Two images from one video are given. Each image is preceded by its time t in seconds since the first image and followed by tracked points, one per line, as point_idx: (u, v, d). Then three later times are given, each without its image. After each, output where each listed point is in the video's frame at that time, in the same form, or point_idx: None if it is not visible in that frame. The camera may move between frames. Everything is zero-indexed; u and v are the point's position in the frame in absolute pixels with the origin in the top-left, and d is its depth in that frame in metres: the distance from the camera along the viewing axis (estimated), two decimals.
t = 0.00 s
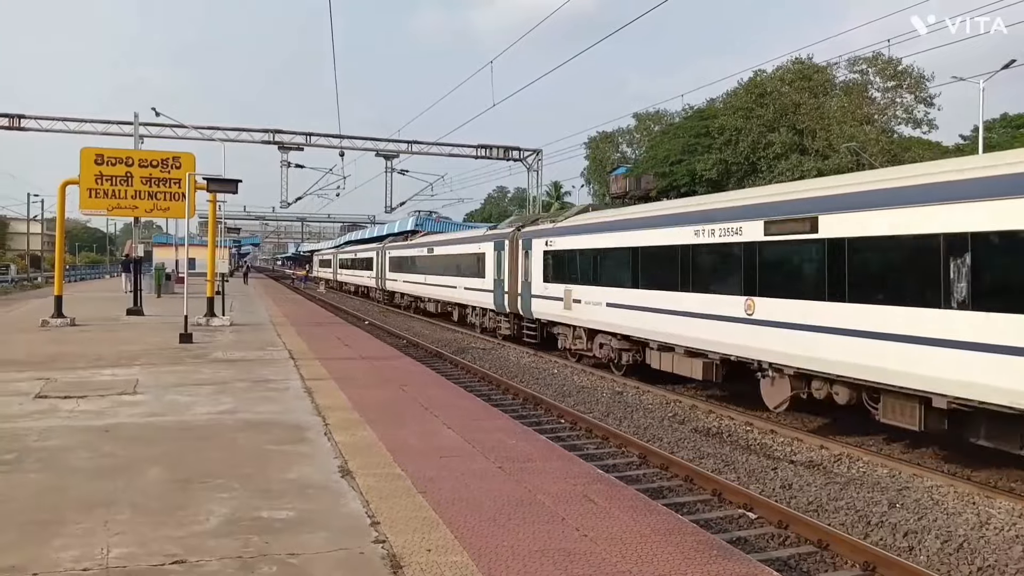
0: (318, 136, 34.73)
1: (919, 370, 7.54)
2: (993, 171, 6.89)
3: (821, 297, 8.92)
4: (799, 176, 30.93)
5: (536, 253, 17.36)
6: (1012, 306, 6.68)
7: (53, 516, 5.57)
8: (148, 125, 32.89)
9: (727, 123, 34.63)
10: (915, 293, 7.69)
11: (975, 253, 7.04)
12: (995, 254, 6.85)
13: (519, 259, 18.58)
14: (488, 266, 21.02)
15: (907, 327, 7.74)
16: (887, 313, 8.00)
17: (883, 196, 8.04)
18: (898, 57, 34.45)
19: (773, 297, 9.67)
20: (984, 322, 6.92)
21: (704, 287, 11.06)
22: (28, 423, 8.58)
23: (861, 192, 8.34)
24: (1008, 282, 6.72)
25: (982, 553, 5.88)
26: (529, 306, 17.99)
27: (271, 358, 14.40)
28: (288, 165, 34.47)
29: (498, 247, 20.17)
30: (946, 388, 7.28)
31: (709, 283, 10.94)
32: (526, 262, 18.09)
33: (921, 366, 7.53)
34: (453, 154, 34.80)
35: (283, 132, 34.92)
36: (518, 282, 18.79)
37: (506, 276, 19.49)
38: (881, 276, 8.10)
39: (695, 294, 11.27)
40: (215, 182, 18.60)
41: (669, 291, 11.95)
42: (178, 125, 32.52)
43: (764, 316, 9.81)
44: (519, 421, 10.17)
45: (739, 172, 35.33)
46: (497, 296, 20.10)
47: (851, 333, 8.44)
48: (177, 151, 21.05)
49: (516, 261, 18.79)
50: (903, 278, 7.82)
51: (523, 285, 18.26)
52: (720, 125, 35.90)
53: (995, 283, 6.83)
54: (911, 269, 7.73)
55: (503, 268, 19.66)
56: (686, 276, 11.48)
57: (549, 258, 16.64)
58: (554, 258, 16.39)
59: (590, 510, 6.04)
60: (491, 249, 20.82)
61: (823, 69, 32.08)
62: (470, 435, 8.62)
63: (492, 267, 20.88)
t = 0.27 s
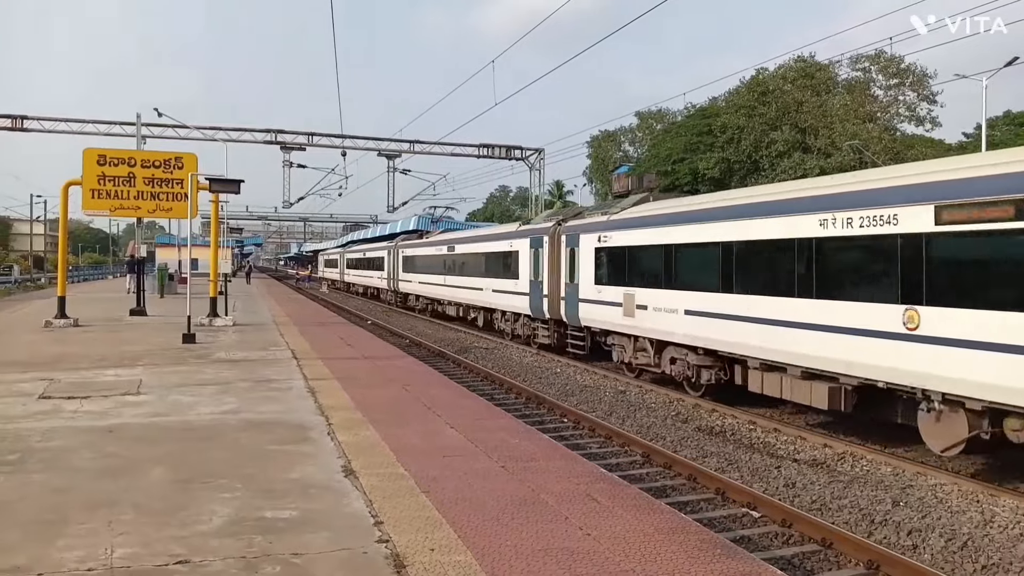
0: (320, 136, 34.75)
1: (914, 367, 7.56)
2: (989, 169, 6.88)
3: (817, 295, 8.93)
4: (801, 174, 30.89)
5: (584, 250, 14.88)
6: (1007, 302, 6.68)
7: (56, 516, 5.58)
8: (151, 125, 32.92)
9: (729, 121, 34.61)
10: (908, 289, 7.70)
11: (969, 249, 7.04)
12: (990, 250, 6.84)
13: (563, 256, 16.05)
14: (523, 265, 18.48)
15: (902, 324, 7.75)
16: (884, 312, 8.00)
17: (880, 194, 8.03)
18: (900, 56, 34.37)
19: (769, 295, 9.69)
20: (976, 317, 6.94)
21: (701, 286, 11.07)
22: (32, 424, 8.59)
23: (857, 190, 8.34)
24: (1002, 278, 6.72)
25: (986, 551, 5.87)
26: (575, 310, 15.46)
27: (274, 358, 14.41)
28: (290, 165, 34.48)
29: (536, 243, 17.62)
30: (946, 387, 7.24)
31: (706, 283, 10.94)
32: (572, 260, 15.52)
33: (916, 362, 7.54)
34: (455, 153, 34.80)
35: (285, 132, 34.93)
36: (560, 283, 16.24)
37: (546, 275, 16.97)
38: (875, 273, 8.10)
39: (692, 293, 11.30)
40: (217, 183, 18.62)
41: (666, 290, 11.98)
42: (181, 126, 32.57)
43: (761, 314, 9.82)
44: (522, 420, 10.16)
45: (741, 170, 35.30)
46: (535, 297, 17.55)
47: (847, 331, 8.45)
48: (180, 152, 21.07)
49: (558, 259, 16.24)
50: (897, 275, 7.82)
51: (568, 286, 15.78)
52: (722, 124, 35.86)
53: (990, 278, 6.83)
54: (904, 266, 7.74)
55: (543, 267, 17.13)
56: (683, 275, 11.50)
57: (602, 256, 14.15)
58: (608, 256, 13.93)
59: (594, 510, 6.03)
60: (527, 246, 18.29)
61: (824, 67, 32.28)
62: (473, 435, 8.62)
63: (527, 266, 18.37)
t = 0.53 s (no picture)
0: (324, 139, 34.82)
1: (917, 369, 7.57)
2: (996, 171, 6.88)
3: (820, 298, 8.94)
4: (805, 176, 30.86)
5: (654, 250, 12.40)
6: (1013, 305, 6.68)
7: (61, 519, 5.59)
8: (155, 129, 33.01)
9: (732, 123, 34.58)
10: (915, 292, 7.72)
11: (976, 251, 7.05)
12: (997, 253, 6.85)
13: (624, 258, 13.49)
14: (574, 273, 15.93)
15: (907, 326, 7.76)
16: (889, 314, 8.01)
17: (886, 197, 8.04)
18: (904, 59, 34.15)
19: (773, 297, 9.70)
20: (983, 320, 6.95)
21: (705, 289, 11.07)
22: (37, 427, 8.62)
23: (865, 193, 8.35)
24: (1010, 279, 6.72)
25: (990, 554, 5.86)
26: (640, 321, 12.88)
27: (278, 361, 14.45)
28: (294, 168, 34.55)
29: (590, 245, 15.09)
30: (953, 389, 7.23)
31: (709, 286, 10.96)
32: (636, 262, 13.04)
33: (920, 365, 7.55)
34: (458, 156, 34.83)
35: (289, 135, 35.00)
36: (620, 291, 13.69)
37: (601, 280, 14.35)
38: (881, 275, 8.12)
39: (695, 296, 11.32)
40: (221, 186, 18.66)
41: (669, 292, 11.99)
42: (185, 130, 32.66)
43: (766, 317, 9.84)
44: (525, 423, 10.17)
45: (745, 172, 35.27)
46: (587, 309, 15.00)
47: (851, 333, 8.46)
48: (184, 155, 21.12)
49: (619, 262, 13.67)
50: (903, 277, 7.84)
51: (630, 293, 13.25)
52: (726, 126, 35.85)
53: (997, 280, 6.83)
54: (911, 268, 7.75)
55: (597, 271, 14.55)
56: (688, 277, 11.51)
57: (680, 256, 11.70)
58: (687, 257, 11.52)
59: (597, 513, 6.03)
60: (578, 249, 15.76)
61: (828, 68, 31.84)
62: (477, 438, 8.63)
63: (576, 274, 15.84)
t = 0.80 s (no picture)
0: (324, 139, 34.81)
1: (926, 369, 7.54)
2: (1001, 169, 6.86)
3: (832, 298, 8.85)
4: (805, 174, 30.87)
5: (757, 240, 10.09)
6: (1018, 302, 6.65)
7: (62, 519, 5.59)
8: (155, 129, 33.00)
9: (733, 122, 34.55)
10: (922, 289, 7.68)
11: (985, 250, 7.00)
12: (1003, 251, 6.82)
13: (708, 254, 11.15)
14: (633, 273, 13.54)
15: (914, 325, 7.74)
16: (892, 312, 8.02)
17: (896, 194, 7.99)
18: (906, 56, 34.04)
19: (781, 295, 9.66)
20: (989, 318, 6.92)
21: (713, 287, 11.01)
22: (37, 427, 8.61)
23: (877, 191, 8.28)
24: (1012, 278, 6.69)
25: (992, 552, 5.85)
26: (646, 320, 12.93)
27: (278, 360, 14.44)
28: (294, 167, 34.53)
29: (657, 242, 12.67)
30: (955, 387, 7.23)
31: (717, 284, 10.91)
32: (727, 260, 10.73)
33: (928, 363, 7.52)
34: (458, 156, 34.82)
35: (289, 135, 34.99)
36: (625, 289, 13.74)
37: (675, 282, 11.99)
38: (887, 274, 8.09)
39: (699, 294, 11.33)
40: (221, 186, 18.65)
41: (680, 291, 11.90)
42: (185, 130, 32.65)
43: (773, 316, 9.81)
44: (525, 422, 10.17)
45: (745, 171, 35.23)
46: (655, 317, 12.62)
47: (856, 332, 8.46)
48: (184, 155, 21.11)
49: (700, 261, 11.35)
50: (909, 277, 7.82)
51: (718, 295, 10.93)
52: (726, 124, 35.83)
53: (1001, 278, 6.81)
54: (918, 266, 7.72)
55: (671, 271, 12.13)
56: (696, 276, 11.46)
57: (793, 252, 9.50)
58: (806, 253, 9.27)
59: (598, 512, 6.02)
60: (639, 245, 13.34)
61: (828, 66, 31.69)
62: (477, 437, 8.62)
63: (635, 275, 13.46)
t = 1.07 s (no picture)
0: (322, 137, 34.77)
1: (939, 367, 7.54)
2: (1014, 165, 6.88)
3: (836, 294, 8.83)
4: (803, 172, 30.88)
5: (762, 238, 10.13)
6: None
7: (60, 519, 5.57)
8: (152, 128, 32.97)
9: (731, 120, 34.58)
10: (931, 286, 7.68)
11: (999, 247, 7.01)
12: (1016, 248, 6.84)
13: (840, 249, 8.78)
14: (722, 271, 11.09)
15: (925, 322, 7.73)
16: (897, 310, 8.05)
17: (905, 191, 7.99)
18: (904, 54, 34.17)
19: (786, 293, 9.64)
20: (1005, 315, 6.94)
21: (720, 286, 11.06)
22: (35, 427, 8.60)
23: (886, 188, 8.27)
24: None
25: (990, 550, 5.85)
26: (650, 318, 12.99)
27: (277, 359, 14.43)
28: (293, 166, 34.50)
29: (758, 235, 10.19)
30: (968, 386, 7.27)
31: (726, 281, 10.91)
32: (868, 256, 8.40)
33: (942, 362, 7.51)
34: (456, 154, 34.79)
35: (287, 133, 34.96)
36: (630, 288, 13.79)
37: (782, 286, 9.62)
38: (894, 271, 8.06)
39: (706, 293, 11.38)
40: (219, 185, 18.63)
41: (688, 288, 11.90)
42: (183, 129, 32.60)
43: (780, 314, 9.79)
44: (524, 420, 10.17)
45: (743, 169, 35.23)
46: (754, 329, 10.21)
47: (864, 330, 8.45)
48: (182, 154, 21.07)
49: (761, 259, 10.14)
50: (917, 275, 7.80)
51: (860, 302, 8.53)
52: (724, 122, 35.83)
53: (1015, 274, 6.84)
54: (927, 264, 7.71)
55: (782, 270, 9.65)
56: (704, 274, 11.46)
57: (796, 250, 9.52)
58: (1004, 247, 6.95)
59: (596, 510, 6.01)
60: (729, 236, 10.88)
61: (827, 65, 32.42)
62: (476, 436, 8.62)
63: (677, 274, 12.26)
